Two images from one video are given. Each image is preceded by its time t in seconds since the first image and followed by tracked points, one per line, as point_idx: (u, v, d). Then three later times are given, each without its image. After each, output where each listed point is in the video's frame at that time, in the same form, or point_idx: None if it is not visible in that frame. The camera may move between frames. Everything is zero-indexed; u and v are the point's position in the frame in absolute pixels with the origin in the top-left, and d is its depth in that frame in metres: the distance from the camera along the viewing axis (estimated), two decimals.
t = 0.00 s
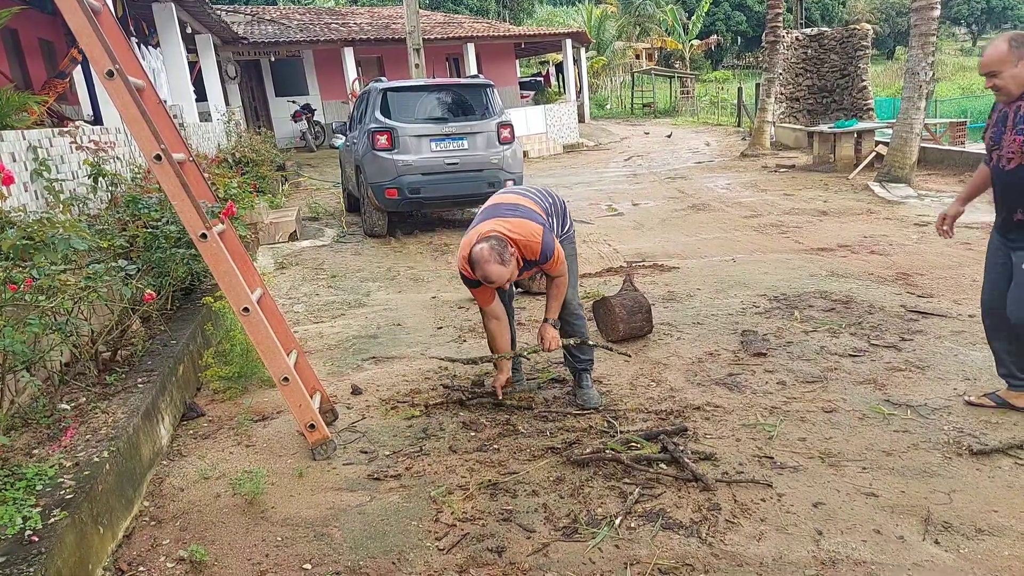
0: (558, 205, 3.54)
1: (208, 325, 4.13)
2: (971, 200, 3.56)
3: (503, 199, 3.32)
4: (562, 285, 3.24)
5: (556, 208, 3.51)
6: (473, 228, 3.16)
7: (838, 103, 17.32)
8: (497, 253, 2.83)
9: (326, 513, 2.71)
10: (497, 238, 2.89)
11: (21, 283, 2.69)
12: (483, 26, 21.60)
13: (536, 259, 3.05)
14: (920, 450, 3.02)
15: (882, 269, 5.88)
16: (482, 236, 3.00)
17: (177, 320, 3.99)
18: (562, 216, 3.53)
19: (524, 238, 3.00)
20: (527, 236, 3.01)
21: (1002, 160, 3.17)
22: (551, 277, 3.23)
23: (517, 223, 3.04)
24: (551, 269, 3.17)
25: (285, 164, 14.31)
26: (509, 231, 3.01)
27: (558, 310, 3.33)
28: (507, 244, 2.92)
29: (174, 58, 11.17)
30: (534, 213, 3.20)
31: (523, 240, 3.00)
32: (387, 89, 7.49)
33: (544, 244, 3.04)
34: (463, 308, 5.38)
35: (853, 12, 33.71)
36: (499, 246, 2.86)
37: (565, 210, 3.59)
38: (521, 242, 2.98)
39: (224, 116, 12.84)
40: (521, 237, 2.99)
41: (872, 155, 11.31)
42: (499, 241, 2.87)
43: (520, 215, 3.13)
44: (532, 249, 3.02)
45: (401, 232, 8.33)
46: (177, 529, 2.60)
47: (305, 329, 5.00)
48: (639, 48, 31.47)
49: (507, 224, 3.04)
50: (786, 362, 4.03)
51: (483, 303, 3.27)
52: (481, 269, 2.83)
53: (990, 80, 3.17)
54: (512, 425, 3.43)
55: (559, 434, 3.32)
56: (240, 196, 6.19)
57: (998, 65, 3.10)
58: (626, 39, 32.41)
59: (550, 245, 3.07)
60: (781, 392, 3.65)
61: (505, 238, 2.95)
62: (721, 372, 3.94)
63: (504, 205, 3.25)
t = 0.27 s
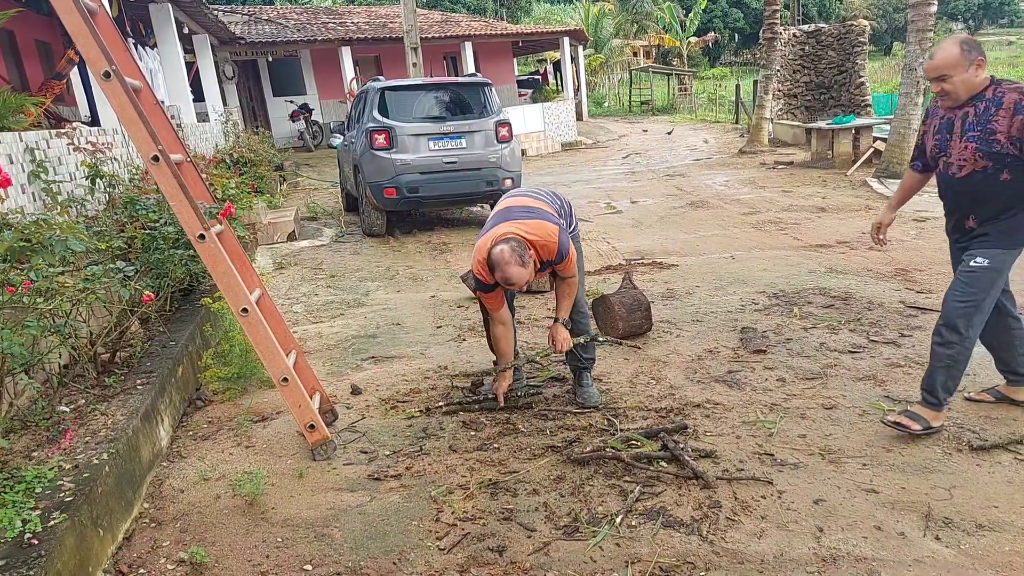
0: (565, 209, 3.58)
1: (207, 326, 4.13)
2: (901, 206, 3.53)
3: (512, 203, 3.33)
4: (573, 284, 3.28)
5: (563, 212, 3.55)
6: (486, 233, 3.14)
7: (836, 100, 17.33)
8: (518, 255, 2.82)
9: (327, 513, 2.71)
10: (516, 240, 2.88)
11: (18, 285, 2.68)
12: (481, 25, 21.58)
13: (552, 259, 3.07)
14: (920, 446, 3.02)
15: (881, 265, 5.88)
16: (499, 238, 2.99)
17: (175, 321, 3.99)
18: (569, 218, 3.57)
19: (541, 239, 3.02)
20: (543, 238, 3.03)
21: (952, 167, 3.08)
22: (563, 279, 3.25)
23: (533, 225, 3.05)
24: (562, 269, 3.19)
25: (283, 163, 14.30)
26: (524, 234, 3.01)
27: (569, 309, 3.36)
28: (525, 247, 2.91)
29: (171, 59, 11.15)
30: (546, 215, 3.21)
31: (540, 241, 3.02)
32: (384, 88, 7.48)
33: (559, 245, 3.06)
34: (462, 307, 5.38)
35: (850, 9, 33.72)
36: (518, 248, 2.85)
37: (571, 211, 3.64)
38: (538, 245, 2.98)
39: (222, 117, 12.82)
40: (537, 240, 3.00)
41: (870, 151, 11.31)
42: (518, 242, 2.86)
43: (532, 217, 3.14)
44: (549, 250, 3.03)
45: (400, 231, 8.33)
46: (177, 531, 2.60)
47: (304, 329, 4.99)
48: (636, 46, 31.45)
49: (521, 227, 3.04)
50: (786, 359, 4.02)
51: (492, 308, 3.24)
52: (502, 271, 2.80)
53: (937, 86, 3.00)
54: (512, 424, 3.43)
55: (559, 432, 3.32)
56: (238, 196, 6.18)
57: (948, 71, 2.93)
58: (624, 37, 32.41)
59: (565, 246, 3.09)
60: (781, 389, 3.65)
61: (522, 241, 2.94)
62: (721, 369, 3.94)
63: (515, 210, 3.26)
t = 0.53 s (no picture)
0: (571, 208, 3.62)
1: (208, 326, 4.12)
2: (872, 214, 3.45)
3: (521, 203, 3.36)
4: (579, 284, 3.35)
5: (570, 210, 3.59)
6: (497, 233, 3.17)
7: (836, 99, 17.33)
8: (533, 258, 2.86)
9: (327, 513, 2.71)
10: (530, 242, 2.92)
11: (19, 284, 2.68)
12: (481, 24, 21.58)
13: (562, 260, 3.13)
14: (921, 446, 3.02)
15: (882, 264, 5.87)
16: (512, 238, 3.03)
17: (176, 320, 3.98)
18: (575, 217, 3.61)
19: (551, 241, 3.07)
20: (554, 239, 3.07)
21: (895, 176, 2.95)
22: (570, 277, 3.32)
23: (544, 226, 3.09)
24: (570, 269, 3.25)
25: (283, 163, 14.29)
26: (536, 234, 3.05)
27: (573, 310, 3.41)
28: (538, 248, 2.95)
29: (171, 59, 11.15)
30: (555, 214, 3.25)
31: (550, 243, 3.06)
32: (385, 88, 7.48)
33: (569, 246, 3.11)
34: (462, 306, 5.38)
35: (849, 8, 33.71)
36: (534, 250, 2.88)
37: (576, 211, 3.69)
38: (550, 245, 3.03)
39: (222, 116, 12.82)
40: (548, 240, 3.04)
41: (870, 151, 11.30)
42: (533, 245, 2.90)
43: (542, 216, 3.18)
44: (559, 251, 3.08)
45: (400, 231, 8.32)
46: (178, 530, 2.60)
47: (304, 328, 4.99)
48: (636, 45, 31.45)
49: (532, 227, 3.08)
50: (786, 359, 4.02)
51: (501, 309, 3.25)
52: (516, 273, 2.84)
53: (880, 94, 2.87)
54: (513, 424, 3.43)
55: (559, 432, 3.32)
56: (238, 196, 6.18)
57: (889, 79, 2.80)
58: (624, 36, 32.41)
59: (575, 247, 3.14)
60: (781, 388, 3.65)
61: (535, 242, 2.98)
62: (722, 368, 3.94)
63: (523, 208, 3.29)
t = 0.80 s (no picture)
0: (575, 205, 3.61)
1: (207, 324, 4.12)
2: (823, 219, 3.42)
3: (525, 198, 3.34)
4: (580, 284, 3.35)
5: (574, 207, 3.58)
6: (499, 227, 3.16)
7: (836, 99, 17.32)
8: (533, 258, 2.85)
9: (326, 511, 2.70)
10: (532, 242, 2.91)
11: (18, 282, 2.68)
12: (481, 23, 21.56)
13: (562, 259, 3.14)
14: (920, 447, 3.02)
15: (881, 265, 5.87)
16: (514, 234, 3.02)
17: (174, 318, 3.98)
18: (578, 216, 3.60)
19: (553, 240, 3.06)
20: (557, 237, 3.07)
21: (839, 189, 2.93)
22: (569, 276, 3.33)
23: (546, 224, 3.08)
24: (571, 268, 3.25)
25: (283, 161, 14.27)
26: (539, 232, 3.04)
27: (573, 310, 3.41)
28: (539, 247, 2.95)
29: (170, 57, 11.13)
30: (559, 210, 3.24)
31: (552, 242, 3.06)
32: (385, 86, 7.48)
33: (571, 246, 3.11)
34: (462, 305, 5.37)
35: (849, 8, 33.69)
36: (534, 250, 2.88)
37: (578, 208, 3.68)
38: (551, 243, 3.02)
39: (222, 114, 12.80)
40: (550, 238, 3.04)
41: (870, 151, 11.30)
42: (534, 245, 2.90)
43: (546, 212, 3.16)
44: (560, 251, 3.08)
45: (399, 230, 8.32)
46: (176, 528, 2.60)
47: (304, 327, 4.98)
48: (636, 45, 31.43)
49: (535, 223, 3.07)
50: (786, 359, 4.02)
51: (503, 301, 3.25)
52: (516, 273, 2.84)
53: (816, 107, 2.84)
54: (512, 423, 3.43)
55: (558, 431, 3.32)
56: (237, 194, 6.17)
57: (820, 94, 2.78)
58: (624, 35, 32.39)
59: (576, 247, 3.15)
60: (780, 388, 3.65)
61: (537, 240, 2.98)
62: (721, 368, 3.94)
63: (527, 203, 3.27)
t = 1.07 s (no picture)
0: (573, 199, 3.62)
1: (205, 321, 4.11)
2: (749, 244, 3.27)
3: (523, 182, 3.35)
4: (577, 273, 3.34)
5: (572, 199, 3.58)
6: (495, 206, 3.16)
7: (835, 98, 17.31)
8: (528, 234, 2.84)
9: (325, 509, 2.70)
10: (528, 219, 2.90)
11: (15, 279, 2.66)
12: (480, 20, 21.53)
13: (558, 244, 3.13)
14: (918, 445, 3.02)
15: (880, 263, 5.87)
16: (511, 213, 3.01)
17: (173, 316, 3.97)
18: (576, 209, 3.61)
19: (550, 222, 3.06)
20: (553, 220, 3.06)
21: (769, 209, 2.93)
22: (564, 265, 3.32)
23: (544, 207, 3.08)
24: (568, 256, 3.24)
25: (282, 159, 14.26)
26: (537, 214, 3.05)
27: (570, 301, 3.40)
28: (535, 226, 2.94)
29: (169, 54, 11.11)
30: (557, 196, 3.25)
31: (548, 224, 3.05)
32: (384, 84, 7.46)
33: (567, 230, 3.11)
34: (461, 303, 5.37)
35: (849, 7, 33.66)
36: (529, 227, 2.87)
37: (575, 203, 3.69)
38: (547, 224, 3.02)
39: (220, 111, 12.78)
40: (547, 220, 3.03)
41: (869, 150, 11.30)
42: (530, 222, 2.89)
43: (546, 196, 3.16)
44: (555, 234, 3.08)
45: (398, 227, 8.31)
46: (175, 526, 2.59)
47: (302, 325, 4.98)
48: (636, 43, 31.41)
49: (533, 205, 3.07)
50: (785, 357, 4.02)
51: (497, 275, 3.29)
52: (510, 248, 2.82)
53: (729, 131, 2.82)
54: (511, 421, 3.42)
55: (557, 429, 3.32)
56: (236, 192, 6.16)
57: (730, 123, 2.76)
58: (623, 33, 32.36)
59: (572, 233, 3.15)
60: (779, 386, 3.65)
61: (533, 219, 2.98)
62: (720, 366, 3.93)
63: (525, 185, 3.28)
